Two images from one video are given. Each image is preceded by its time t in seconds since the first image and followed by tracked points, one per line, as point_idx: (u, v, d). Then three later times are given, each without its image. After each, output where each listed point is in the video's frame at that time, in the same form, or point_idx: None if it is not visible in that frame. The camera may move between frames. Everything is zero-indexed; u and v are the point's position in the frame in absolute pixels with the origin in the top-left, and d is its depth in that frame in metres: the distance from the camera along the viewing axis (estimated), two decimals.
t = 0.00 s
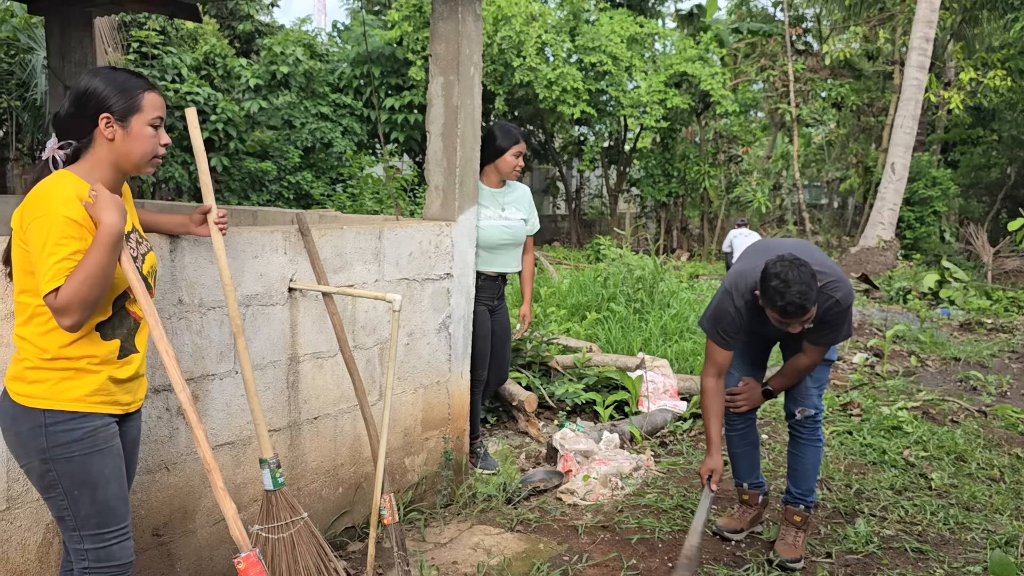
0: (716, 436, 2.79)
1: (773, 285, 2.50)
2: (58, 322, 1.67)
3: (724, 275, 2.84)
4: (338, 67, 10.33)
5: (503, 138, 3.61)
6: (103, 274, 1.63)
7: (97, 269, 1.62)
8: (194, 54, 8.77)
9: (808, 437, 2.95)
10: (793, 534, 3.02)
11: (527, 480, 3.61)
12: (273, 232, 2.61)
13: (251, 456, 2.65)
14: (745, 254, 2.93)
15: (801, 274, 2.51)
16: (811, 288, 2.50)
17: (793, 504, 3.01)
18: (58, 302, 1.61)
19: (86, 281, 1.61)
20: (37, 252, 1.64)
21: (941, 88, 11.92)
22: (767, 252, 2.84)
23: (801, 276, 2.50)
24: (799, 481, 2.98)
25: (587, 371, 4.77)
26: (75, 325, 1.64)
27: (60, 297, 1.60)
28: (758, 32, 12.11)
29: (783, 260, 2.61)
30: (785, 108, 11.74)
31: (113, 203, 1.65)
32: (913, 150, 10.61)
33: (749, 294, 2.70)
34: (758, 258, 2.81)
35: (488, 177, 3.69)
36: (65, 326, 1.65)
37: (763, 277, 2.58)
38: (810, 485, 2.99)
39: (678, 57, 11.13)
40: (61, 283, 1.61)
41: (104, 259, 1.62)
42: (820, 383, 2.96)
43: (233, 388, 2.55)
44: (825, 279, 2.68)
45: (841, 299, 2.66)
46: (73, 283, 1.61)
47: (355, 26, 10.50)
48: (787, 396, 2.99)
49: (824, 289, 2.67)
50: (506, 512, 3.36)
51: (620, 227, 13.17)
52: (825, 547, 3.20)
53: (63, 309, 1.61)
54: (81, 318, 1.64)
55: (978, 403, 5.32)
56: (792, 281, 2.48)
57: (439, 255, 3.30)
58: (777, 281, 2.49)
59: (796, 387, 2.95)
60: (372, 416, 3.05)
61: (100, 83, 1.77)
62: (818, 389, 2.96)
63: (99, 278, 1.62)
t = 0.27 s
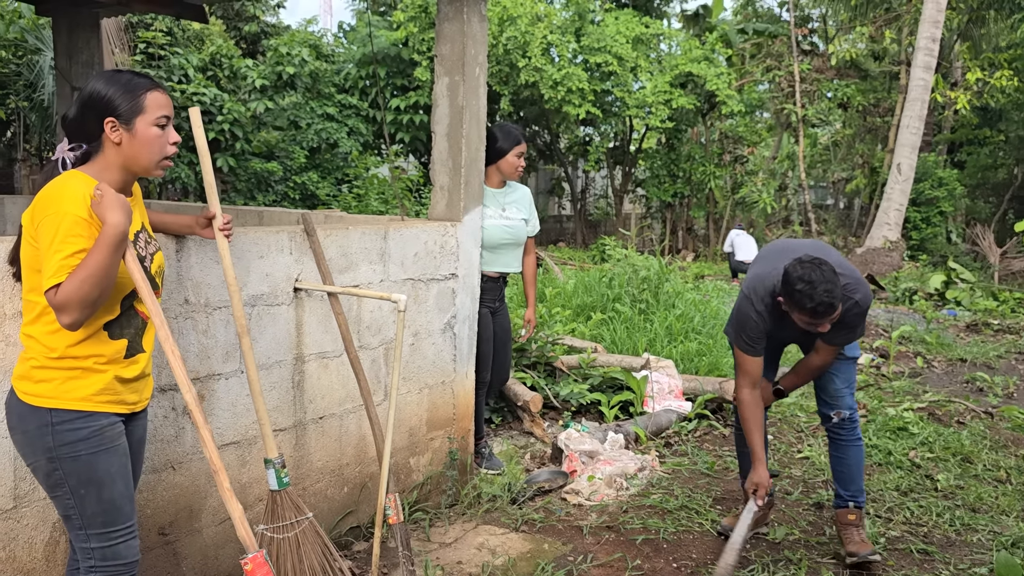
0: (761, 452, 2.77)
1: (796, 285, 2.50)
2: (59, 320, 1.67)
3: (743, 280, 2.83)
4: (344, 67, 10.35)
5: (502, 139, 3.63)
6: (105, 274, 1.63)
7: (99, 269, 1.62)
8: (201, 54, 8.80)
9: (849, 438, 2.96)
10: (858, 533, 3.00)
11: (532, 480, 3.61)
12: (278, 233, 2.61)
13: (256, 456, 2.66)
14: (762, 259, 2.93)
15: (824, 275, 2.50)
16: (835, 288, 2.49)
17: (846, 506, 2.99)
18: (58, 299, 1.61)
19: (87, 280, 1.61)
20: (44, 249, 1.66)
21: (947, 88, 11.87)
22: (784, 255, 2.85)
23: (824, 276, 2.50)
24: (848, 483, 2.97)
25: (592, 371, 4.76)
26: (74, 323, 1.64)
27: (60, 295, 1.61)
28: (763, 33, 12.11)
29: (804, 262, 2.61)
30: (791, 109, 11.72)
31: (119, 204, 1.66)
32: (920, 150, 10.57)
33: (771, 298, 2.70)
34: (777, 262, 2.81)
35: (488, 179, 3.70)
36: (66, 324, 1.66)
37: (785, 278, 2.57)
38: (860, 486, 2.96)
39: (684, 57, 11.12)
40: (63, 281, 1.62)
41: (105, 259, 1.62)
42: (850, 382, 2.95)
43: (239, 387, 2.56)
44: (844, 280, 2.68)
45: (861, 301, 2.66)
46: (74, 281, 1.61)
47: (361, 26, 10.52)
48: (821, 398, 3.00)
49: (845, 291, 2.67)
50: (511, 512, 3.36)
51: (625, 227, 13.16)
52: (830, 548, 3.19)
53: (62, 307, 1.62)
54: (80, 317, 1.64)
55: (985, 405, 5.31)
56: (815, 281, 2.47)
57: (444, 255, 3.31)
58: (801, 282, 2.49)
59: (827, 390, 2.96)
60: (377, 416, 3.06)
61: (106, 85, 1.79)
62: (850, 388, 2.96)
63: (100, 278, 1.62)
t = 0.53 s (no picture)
0: (766, 448, 2.82)
1: (848, 312, 2.41)
2: (68, 317, 1.68)
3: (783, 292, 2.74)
4: (349, 68, 10.37)
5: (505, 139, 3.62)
6: (115, 272, 1.65)
7: (109, 268, 1.63)
8: (206, 55, 8.85)
9: (881, 449, 2.91)
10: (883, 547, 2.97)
11: (535, 481, 3.61)
12: (283, 233, 2.62)
13: (260, 455, 2.67)
14: (803, 271, 2.83)
15: (876, 303, 2.42)
16: (885, 316, 2.42)
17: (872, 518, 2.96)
18: (67, 297, 1.62)
19: (96, 278, 1.63)
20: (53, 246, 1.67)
21: (953, 88, 11.83)
22: (828, 270, 2.74)
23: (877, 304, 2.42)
24: (875, 495, 2.93)
25: (596, 371, 4.76)
26: (82, 321, 1.65)
27: (69, 292, 1.62)
28: (768, 33, 12.11)
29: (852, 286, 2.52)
30: (795, 109, 11.73)
31: (130, 203, 1.68)
32: (925, 150, 10.53)
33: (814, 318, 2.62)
34: (820, 277, 2.71)
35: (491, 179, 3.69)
36: (74, 322, 1.67)
37: (834, 301, 2.49)
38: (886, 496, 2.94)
39: (688, 57, 11.12)
40: (71, 278, 1.63)
41: (116, 257, 1.64)
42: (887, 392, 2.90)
43: (243, 387, 2.57)
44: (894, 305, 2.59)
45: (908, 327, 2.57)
46: (84, 279, 1.62)
47: (365, 27, 10.54)
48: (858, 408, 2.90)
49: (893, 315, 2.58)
50: (514, 512, 3.36)
51: (629, 228, 13.17)
52: (835, 547, 3.19)
53: (71, 305, 1.63)
54: (88, 316, 1.65)
55: (990, 405, 5.29)
56: (868, 309, 2.39)
57: (447, 256, 3.31)
58: (854, 310, 2.40)
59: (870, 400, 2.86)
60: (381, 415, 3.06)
61: (108, 88, 1.79)
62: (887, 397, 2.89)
63: (110, 276, 1.64)
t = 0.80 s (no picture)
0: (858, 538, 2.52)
1: (896, 379, 2.25)
2: (73, 316, 1.68)
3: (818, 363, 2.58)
4: (352, 68, 10.38)
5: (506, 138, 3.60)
6: (121, 271, 1.65)
7: (115, 268, 1.63)
8: (209, 55, 8.86)
9: (905, 459, 2.85)
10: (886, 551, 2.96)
11: (537, 482, 3.61)
12: (284, 233, 2.62)
13: (261, 456, 2.66)
14: (836, 325, 2.66)
15: (926, 364, 2.25)
16: (936, 377, 2.25)
17: (880, 523, 2.95)
18: (74, 296, 1.62)
19: (103, 277, 1.62)
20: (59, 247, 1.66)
21: (957, 88, 11.79)
22: (864, 322, 2.57)
23: (921, 360, 2.26)
24: (888, 501, 2.91)
25: (598, 372, 4.75)
26: (87, 321, 1.65)
27: (76, 291, 1.62)
28: (771, 33, 12.09)
29: (895, 346, 2.35)
30: (799, 109, 11.72)
31: (136, 203, 1.68)
32: (929, 150, 10.49)
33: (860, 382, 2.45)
34: (851, 338, 2.55)
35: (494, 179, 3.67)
36: (79, 321, 1.66)
37: (878, 368, 2.33)
38: (899, 504, 2.92)
39: (691, 57, 11.11)
40: (78, 277, 1.63)
41: (122, 256, 1.64)
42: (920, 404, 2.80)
43: (243, 388, 2.57)
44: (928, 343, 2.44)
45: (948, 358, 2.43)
46: (89, 278, 1.62)
47: (368, 27, 10.54)
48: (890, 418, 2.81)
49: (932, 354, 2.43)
50: (516, 513, 3.36)
51: (633, 228, 13.16)
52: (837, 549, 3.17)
53: (77, 304, 1.63)
54: (93, 315, 1.65)
55: (993, 407, 5.27)
56: (915, 370, 2.23)
57: (449, 256, 3.31)
58: (901, 375, 2.24)
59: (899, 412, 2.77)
60: (382, 416, 3.06)
61: (114, 91, 1.79)
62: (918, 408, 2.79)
63: (115, 275, 1.64)
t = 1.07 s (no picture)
0: (841, 512, 2.67)
1: (943, 370, 2.21)
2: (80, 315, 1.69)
3: (848, 352, 2.52)
4: (355, 67, 10.38)
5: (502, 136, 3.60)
6: (128, 270, 1.65)
7: (123, 266, 1.64)
8: (213, 55, 8.88)
9: (912, 462, 2.85)
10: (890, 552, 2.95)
11: (539, 481, 3.61)
12: (286, 233, 2.62)
13: (263, 456, 2.67)
14: (864, 315, 2.61)
15: (972, 357, 2.23)
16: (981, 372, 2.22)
17: (884, 523, 2.94)
18: (80, 294, 1.62)
19: (110, 276, 1.63)
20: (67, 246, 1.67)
21: (961, 87, 11.76)
22: (896, 315, 2.53)
23: (968, 353, 2.24)
24: (893, 502, 2.91)
25: (601, 372, 4.75)
26: (94, 320, 1.65)
27: (83, 290, 1.62)
28: (774, 32, 12.07)
29: (938, 339, 2.31)
30: (802, 108, 11.71)
31: (144, 203, 1.69)
32: (932, 149, 10.45)
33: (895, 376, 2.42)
34: (884, 328, 2.50)
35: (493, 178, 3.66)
36: (85, 320, 1.67)
37: (922, 359, 2.29)
38: (904, 506, 2.91)
39: (695, 56, 11.09)
40: (85, 276, 1.64)
41: (129, 255, 1.64)
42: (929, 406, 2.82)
43: (246, 387, 2.57)
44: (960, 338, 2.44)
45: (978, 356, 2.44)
46: (97, 277, 1.62)
47: (371, 27, 10.54)
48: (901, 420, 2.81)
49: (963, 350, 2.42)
50: (519, 513, 3.36)
51: (636, 227, 13.15)
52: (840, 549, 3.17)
53: (83, 303, 1.63)
54: (100, 314, 1.65)
55: (997, 406, 5.25)
56: (964, 363, 2.20)
57: (452, 256, 3.31)
58: (949, 366, 2.20)
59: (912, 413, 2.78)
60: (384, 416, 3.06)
61: (125, 93, 1.79)
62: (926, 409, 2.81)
63: (123, 274, 1.64)
